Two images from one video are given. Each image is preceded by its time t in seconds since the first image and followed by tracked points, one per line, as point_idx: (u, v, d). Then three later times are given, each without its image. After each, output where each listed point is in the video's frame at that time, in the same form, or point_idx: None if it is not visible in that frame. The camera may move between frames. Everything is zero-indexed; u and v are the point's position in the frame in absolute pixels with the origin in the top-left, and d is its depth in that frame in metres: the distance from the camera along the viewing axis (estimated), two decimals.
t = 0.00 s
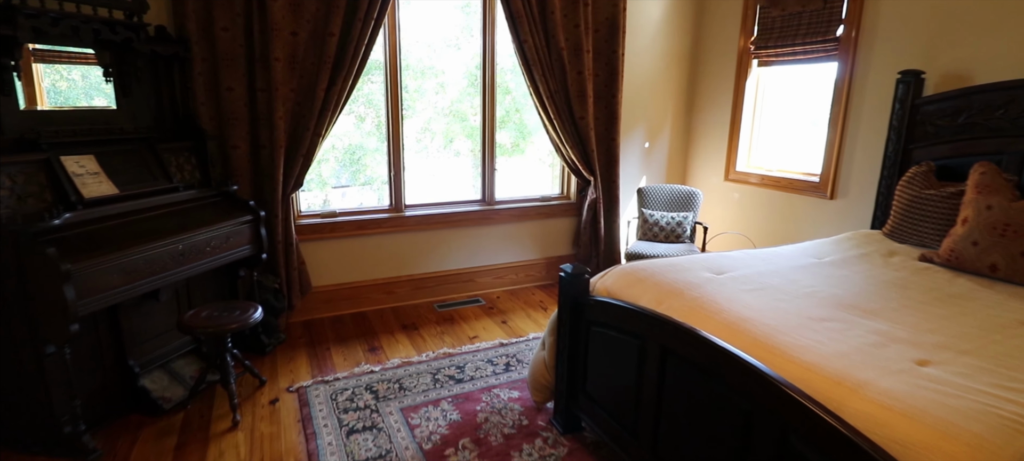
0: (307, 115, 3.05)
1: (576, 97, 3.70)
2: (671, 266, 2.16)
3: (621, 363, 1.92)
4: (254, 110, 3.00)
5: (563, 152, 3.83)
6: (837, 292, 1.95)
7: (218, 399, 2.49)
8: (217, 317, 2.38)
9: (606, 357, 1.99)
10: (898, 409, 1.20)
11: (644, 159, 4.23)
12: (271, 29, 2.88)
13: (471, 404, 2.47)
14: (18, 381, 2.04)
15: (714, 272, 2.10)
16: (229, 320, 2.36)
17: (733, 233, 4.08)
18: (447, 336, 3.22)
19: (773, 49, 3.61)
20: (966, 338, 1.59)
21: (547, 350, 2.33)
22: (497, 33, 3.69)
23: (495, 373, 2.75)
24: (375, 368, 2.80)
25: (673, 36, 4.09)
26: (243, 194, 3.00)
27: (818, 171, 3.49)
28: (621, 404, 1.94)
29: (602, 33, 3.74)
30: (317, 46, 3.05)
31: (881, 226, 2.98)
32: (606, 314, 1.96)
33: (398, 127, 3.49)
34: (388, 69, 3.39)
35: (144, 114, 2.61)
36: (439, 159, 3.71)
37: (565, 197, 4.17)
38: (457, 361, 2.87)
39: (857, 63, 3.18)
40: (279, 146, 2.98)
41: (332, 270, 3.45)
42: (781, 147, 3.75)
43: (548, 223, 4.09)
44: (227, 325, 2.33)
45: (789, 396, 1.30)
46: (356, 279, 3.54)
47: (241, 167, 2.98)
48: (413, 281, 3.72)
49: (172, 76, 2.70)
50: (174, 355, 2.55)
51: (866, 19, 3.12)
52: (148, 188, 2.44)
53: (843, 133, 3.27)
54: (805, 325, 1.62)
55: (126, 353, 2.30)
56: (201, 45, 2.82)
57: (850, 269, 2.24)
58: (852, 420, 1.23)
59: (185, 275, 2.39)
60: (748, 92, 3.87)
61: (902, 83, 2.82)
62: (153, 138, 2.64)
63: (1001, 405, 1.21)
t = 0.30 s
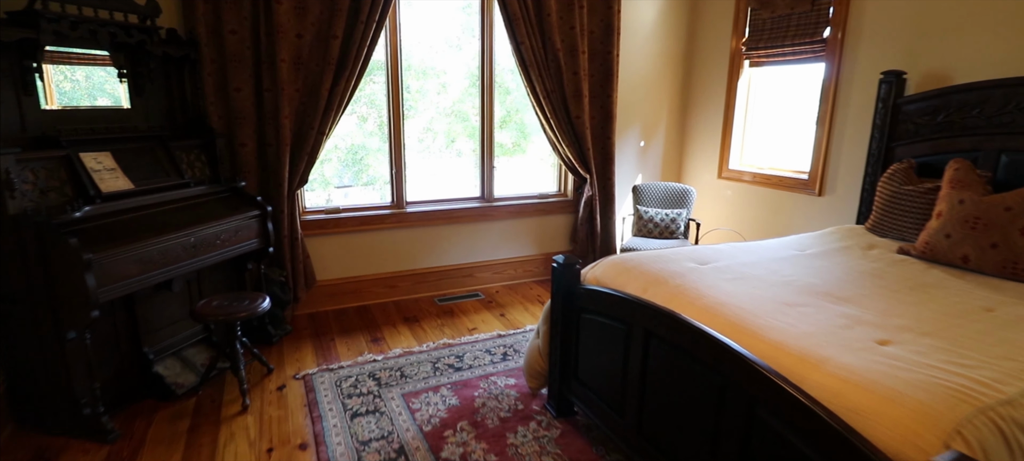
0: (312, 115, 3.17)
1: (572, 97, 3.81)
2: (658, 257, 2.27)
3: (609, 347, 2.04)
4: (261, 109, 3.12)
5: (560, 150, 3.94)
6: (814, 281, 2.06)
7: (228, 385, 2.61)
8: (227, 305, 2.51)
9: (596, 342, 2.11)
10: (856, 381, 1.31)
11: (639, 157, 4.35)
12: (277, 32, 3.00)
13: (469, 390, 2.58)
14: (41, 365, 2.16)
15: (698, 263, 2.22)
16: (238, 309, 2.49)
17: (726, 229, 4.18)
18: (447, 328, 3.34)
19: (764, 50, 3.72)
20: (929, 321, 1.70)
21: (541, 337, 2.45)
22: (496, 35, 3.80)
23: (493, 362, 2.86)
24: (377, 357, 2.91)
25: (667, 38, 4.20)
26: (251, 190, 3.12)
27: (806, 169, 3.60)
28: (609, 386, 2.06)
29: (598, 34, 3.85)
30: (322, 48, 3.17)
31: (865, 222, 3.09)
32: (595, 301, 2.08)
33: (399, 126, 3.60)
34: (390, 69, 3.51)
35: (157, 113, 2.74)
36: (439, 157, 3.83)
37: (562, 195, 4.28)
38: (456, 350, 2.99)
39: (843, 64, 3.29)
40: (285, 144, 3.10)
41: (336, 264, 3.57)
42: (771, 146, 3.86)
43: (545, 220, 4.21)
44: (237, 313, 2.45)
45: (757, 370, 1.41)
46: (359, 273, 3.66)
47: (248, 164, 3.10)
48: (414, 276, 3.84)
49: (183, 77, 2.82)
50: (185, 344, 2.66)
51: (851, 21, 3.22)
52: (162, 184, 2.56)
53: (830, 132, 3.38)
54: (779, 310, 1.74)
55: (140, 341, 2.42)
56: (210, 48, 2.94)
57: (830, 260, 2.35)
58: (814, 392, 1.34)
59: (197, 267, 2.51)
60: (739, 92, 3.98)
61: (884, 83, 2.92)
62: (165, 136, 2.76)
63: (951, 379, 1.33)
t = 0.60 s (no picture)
0: (316, 114, 3.29)
1: (568, 97, 3.93)
2: (646, 250, 2.39)
3: (599, 334, 2.16)
4: (268, 109, 3.24)
5: (556, 149, 4.05)
6: (793, 271, 2.17)
7: (237, 372, 2.74)
8: (237, 295, 2.65)
9: (586, 329, 2.23)
10: (819, 358, 1.43)
11: (634, 155, 4.46)
12: (283, 34, 3.12)
13: (467, 378, 2.70)
14: (62, 351, 2.28)
15: (684, 255, 2.34)
16: (247, 299, 2.63)
17: (719, 225, 4.30)
18: (447, 320, 3.46)
19: (754, 52, 3.83)
20: (897, 307, 1.81)
21: (535, 327, 2.57)
22: (495, 37, 3.92)
23: (491, 351, 2.98)
24: (380, 347, 3.04)
25: (661, 39, 4.32)
26: (258, 186, 3.24)
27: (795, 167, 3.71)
28: (599, 371, 2.17)
29: (593, 36, 3.97)
30: (326, 49, 3.29)
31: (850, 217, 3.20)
32: (586, 290, 2.20)
33: (401, 126, 3.72)
34: (392, 70, 3.62)
35: (168, 113, 2.86)
36: (440, 156, 3.95)
37: (559, 192, 4.39)
38: (456, 341, 3.10)
39: (829, 64, 3.40)
40: (291, 142, 3.22)
41: (339, 259, 3.69)
42: (762, 145, 3.97)
43: (543, 216, 4.32)
44: (246, 302, 2.59)
45: (730, 350, 1.53)
46: (362, 267, 3.78)
47: (255, 162, 3.23)
48: (415, 270, 3.96)
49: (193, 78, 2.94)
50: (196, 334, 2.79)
51: (838, 23, 3.33)
52: (174, 180, 2.68)
53: (818, 131, 3.48)
54: (756, 296, 1.85)
55: (155, 329, 2.56)
56: (218, 49, 3.06)
57: (812, 253, 2.46)
58: (782, 368, 1.46)
59: (208, 259, 2.63)
60: (731, 93, 4.09)
61: (868, 83, 3.05)
62: (176, 135, 2.88)
63: (908, 356, 1.44)
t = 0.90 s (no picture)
0: (321, 113, 3.41)
1: (565, 97, 4.04)
2: (636, 243, 2.52)
3: (590, 321, 2.28)
4: (275, 108, 3.36)
5: (553, 147, 4.18)
6: (775, 262, 2.29)
7: (246, 360, 2.86)
8: (247, 286, 2.78)
9: (579, 317, 2.35)
10: (788, 338, 1.55)
11: (630, 154, 4.59)
12: (289, 37, 3.24)
13: (466, 366, 2.83)
14: (82, 338, 2.41)
15: (671, 247, 2.46)
16: (257, 290, 2.75)
17: (712, 221, 4.42)
18: (447, 312, 3.59)
19: (746, 53, 3.94)
20: (868, 294, 1.93)
21: (531, 316, 2.69)
22: (494, 39, 4.03)
23: (489, 341, 3.10)
24: (382, 337, 3.16)
25: (656, 40, 4.44)
26: (265, 183, 3.37)
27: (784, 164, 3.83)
28: (590, 356, 2.30)
29: (589, 38, 4.09)
30: (330, 51, 3.41)
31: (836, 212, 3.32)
32: (578, 280, 2.33)
33: (402, 125, 3.84)
34: (394, 71, 3.74)
35: (179, 112, 2.98)
36: (440, 154, 4.07)
37: (556, 189, 4.51)
38: (455, 331, 3.23)
39: (816, 65, 3.51)
40: (297, 140, 3.35)
41: (343, 254, 3.82)
42: (753, 143, 4.08)
43: (541, 213, 4.44)
44: (255, 293, 2.72)
45: (708, 332, 1.65)
46: (365, 262, 3.91)
47: (263, 159, 3.35)
48: (417, 265, 4.09)
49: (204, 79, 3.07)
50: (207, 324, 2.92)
51: (825, 25, 3.44)
52: (186, 177, 2.80)
53: (806, 130, 3.60)
54: (737, 284, 1.97)
55: (168, 318, 2.69)
56: (227, 51, 3.18)
57: (795, 246, 2.58)
58: (755, 348, 1.58)
59: (218, 252, 2.75)
60: (724, 93, 4.21)
61: (852, 83, 3.16)
62: (187, 133, 3.01)
63: (871, 337, 1.56)
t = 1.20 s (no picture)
0: (326, 113, 3.53)
1: (562, 97, 4.17)
2: (629, 236, 2.64)
3: (584, 309, 2.40)
4: (281, 108, 3.49)
5: (550, 146, 4.30)
6: (760, 254, 2.41)
7: (255, 350, 2.98)
8: (256, 279, 2.90)
9: (574, 306, 2.47)
10: (765, 320, 1.67)
11: (626, 153, 4.71)
12: (295, 39, 3.37)
13: (466, 354, 2.95)
14: (99, 327, 2.53)
15: (662, 240, 2.58)
16: (265, 282, 2.87)
17: (705, 218, 4.54)
18: (447, 305, 3.71)
19: (737, 54, 4.06)
20: (844, 281, 2.05)
21: (528, 307, 2.81)
22: (493, 41, 4.15)
23: (488, 332, 3.22)
24: (385, 328, 3.28)
25: (651, 42, 4.57)
26: (272, 180, 3.49)
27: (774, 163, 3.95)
28: (584, 343, 2.42)
29: (585, 40, 4.21)
30: (335, 52, 3.53)
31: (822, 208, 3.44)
32: (573, 271, 2.45)
33: (403, 125, 3.96)
34: (396, 72, 3.87)
35: (190, 112, 3.10)
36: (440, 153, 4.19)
37: (554, 187, 4.63)
38: (455, 323, 3.35)
39: (805, 66, 3.63)
40: (302, 139, 3.47)
41: (347, 249, 3.94)
42: (744, 142, 4.20)
43: (538, 210, 4.56)
44: (264, 284, 2.84)
45: (691, 315, 1.77)
46: (368, 257, 4.03)
47: (269, 157, 3.47)
48: (418, 260, 4.21)
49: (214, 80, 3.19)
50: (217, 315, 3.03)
51: (813, 27, 3.56)
52: (197, 173, 2.92)
53: (794, 129, 3.72)
54: (721, 272, 2.09)
55: (180, 309, 2.81)
56: (236, 53, 3.30)
57: (780, 239, 2.70)
58: (734, 329, 1.70)
59: (228, 246, 2.87)
60: (716, 93, 4.33)
61: (838, 84, 3.28)
62: (198, 132, 3.13)
63: (842, 319, 1.67)
